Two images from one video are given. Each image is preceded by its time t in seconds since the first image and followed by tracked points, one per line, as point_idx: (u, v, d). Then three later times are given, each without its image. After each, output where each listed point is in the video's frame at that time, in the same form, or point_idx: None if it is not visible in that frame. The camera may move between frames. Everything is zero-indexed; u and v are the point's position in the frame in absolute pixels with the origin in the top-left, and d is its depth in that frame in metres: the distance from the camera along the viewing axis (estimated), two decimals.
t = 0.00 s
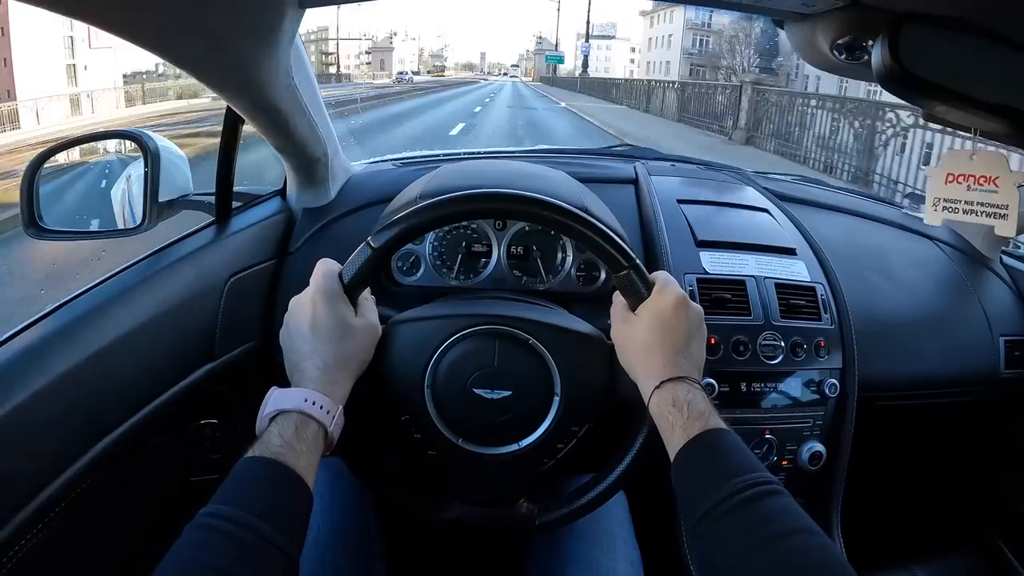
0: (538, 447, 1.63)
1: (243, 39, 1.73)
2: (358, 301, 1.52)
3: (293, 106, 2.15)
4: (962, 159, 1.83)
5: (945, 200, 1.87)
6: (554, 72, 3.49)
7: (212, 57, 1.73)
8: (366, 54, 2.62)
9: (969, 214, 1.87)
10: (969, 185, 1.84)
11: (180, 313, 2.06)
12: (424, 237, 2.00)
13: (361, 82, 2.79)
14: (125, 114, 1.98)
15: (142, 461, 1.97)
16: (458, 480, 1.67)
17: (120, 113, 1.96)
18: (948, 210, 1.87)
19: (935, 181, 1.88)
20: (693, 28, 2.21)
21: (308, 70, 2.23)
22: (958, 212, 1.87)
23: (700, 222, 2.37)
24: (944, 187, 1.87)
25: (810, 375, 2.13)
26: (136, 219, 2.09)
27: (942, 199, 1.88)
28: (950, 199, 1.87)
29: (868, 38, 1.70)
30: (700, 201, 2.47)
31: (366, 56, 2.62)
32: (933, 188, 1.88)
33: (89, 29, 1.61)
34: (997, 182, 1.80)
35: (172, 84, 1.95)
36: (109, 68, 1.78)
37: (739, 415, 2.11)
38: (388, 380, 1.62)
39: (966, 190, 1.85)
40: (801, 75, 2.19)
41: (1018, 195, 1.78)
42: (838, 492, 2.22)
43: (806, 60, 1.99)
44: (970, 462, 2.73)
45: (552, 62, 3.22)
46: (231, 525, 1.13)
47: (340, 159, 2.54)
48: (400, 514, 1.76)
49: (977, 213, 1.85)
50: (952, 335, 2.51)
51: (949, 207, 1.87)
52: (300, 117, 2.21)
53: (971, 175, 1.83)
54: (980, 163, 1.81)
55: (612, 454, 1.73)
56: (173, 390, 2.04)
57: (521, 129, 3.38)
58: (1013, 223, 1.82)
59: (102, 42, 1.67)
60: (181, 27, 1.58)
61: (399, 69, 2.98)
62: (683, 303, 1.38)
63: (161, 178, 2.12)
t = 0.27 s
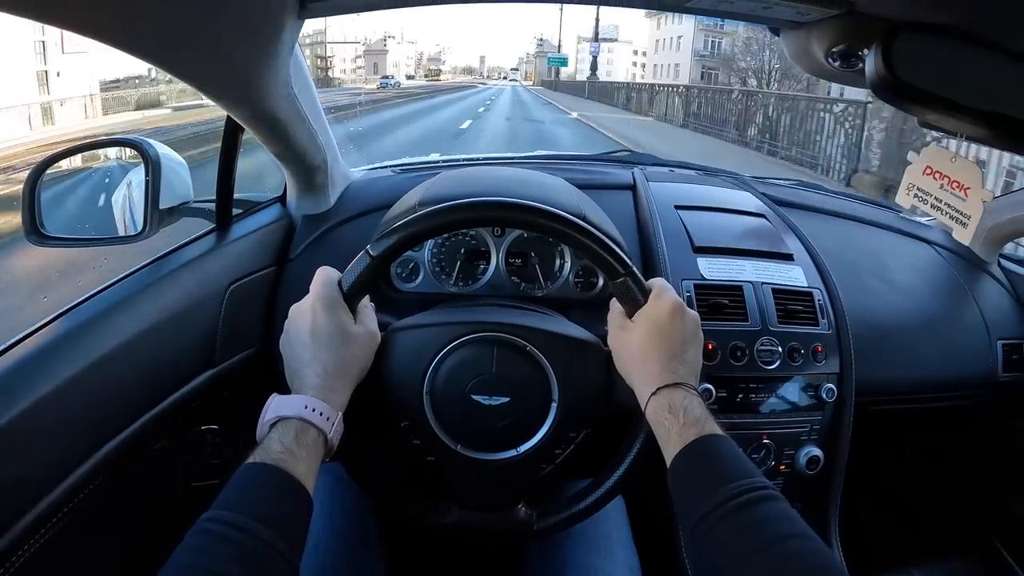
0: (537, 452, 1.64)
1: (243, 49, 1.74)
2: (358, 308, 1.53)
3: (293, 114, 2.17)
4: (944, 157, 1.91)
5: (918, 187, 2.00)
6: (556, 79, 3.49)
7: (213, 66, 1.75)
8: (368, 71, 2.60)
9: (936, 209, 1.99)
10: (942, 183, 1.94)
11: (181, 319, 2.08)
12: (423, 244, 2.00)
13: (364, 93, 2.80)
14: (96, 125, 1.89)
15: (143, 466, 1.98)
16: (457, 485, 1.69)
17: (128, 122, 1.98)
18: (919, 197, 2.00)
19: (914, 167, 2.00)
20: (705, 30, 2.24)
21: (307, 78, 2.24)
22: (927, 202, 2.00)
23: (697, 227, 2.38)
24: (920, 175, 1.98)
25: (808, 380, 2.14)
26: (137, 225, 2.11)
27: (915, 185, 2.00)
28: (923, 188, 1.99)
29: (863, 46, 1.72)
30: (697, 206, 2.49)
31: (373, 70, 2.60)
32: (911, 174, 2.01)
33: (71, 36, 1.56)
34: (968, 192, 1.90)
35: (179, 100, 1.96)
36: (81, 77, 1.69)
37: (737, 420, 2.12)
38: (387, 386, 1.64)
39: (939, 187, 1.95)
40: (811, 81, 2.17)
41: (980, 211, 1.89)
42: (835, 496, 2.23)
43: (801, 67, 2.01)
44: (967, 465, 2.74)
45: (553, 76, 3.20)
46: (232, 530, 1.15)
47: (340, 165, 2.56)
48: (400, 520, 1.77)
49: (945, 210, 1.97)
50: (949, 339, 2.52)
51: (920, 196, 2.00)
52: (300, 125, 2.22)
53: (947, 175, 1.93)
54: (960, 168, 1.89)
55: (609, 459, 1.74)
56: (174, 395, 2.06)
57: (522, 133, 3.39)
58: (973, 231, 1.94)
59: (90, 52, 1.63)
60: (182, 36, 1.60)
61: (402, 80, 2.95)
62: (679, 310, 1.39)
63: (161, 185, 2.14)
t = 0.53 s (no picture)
0: (535, 452, 1.64)
1: (240, 50, 1.74)
2: (355, 309, 1.53)
3: (291, 116, 2.17)
4: (949, 161, 1.84)
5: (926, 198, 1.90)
6: (558, 79, 3.48)
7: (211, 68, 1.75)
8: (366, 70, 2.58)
9: (950, 216, 1.89)
10: (949, 188, 1.85)
11: (180, 320, 2.08)
12: (420, 244, 2.01)
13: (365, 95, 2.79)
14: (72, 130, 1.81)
15: (143, 467, 1.98)
16: (456, 486, 1.69)
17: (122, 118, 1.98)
18: (929, 209, 1.91)
19: (918, 178, 1.92)
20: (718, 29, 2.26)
21: (305, 79, 2.24)
22: (938, 214, 1.90)
23: (696, 227, 2.38)
24: (925, 187, 1.90)
25: (806, 379, 2.15)
26: (135, 227, 2.10)
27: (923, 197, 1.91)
28: (931, 199, 1.89)
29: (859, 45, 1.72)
30: (695, 206, 2.49)
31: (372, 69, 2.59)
32: (916, 186, 1.92)
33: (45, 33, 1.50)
34: (978, 190, 1.80)
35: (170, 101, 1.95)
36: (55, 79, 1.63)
37: (734, 419, 2.13)
38: (385, 387, 1.64)
39: (947, 193, 1.86)
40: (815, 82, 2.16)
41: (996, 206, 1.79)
42: (834, 495, 2.23)
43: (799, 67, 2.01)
44: (966, 464, 2.74)
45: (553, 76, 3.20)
46: (231, 530, 1.15)
47: (338, 166, 2.56)
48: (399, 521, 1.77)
49: (955, 215, 1.87)
50: (947, 337, 2.52)
51: (930, 206, 1.90)
52: (297, 126, 2.23)
53: (954, 178, 1.84)
54: (966, 168, 1.81)
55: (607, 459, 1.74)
56: (173, 397, 2.06)
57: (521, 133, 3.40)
58: (990, 230, 1.83)
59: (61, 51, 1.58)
60: (179, 39, 1.60)
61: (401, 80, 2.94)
62: (675, 310, 1.40)
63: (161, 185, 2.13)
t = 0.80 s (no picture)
0: (535, 454, 1.67)
1: (243, 59, 1.76)
2: (358, 313, 1.55)
3: (293, 122, 2.19)
4: (942, 166, 1.84)
5: (921, 203, 1.91)
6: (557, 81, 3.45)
7: (214, 76, 1.77)
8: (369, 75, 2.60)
9: (941, 221, 1.88)
10: (942, 193, 1.85)
11: (183, 324, 2.10)
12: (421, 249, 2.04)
13: (365, 96, 2.82)
14: (46, 138, 1.75)
15: (147, 469, 2.00)
16: (457, 487, 1.71)
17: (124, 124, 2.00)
18: (923, 213, 1.91)
19: (914, 183, 1.93)
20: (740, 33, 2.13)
21: (306, 85, 2.26)
22: (932, 218, 1.90)
23: (693, 231, 2.40)
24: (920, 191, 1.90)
25: (804, 381, 2.17)
26: (137, 233, 2.11)
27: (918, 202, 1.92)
28: (925, 204, 1.90)
29: (854, 53, 1.75)
30: (693, 209, 2.51)
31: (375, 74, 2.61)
32: (913, 191, 1.93)
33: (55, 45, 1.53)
34: (970, 196, 1.79)
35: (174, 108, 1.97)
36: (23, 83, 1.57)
37: (732, 422, 2.15)
38: (387, 390, 1.66)
39: (939, 198, 1.86)
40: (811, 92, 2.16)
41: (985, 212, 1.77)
42: (830, 496, 2.26)
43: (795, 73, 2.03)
44: (962, 463, 2.76)
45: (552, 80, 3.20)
46: (238, 530, 1.17)
47: (339, 170, 2.58)
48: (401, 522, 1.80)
49: (949, 221, 1.86)
50: (943, 339, 2.55)
51: (924, 210, 1.92)
52: (299, 132, 2.24)
53: (947, 184, 1.84)
54: (958, 174, 1.81)
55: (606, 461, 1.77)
56: (177, 400, 2.08)
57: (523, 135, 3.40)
58: (980, 236, 1.80)
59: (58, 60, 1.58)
60: (183, 48, 1.63)
61: (401, 82, 2.95)
62: (672, 314, 1.42)
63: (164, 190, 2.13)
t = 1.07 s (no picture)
0: (528, 457, 1.69)
1: (240, 69, 1.78)
2: (354, 317, 1.57)
3: (290, 129, 2.21)
4: (920, 164, 1.96)
5: (896, 194, 2.05)
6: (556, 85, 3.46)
7: (212, 85, 1.79)
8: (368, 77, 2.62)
9: (911, 214, 2.05)
10: (916, 190, 1.99)
11: (183, 328, 2.12)
12: (417, 254, 2.07)
13: (363, 95, 2.83)
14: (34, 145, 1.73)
15: (148, 470, 2.03)
16: (451, 489, 1.73)
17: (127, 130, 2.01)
18: (895, 202, 2.06)
19: (891, 172, 2.05)
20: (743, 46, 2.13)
21: (304, 92, 2.28)
22: (903, 208, 2.06)
23: (687, 235, 2.43)
24: (898, 182, 2.03)
25: (796, 384, 2.19)
26: (137, 237, 2.15)
27: (894, 191, 2.05)
28: (898, 195, 2.04)
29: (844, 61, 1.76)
30: (687, 213, 2.53)
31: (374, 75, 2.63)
32: (888, 179, 2.06)
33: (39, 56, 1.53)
34: (940, 200, 1.95)
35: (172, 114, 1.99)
36: None
37: (725, 424, 2.17)
38: (382, 393, 1.68)
39: (912, 193, 2.01)
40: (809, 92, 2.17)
41: (950, 219, 1.95)
42: (823, 498, 2.28)
43: (786, 79, 2.06)
44: (955, 464, 2.79)
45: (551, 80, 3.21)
46: (237, 530, 1.19)
47: (336, 175, 2.60)
48: (397, 524, 1.82)
49: (919, 215, 2.03)
50: (937, 342, 2.56)
51: (896, 200, 2.05)
52: (297, 138, 2.27)
53: (922, 183, 1.97)
54: (933, 175, 1.94)
55: (599, 464, 1.79)
56: (176, 403, 2.10)
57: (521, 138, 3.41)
58: (942, 236, 2.02)
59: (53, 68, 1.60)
60: (183, 58, 1.65)
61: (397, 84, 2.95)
62: (663, 318, 1.44)
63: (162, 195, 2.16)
